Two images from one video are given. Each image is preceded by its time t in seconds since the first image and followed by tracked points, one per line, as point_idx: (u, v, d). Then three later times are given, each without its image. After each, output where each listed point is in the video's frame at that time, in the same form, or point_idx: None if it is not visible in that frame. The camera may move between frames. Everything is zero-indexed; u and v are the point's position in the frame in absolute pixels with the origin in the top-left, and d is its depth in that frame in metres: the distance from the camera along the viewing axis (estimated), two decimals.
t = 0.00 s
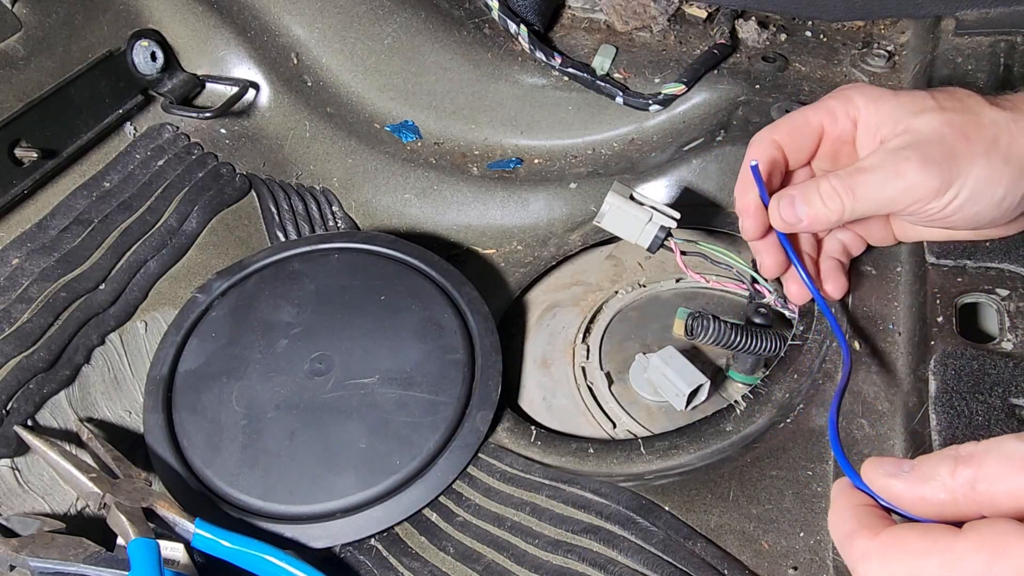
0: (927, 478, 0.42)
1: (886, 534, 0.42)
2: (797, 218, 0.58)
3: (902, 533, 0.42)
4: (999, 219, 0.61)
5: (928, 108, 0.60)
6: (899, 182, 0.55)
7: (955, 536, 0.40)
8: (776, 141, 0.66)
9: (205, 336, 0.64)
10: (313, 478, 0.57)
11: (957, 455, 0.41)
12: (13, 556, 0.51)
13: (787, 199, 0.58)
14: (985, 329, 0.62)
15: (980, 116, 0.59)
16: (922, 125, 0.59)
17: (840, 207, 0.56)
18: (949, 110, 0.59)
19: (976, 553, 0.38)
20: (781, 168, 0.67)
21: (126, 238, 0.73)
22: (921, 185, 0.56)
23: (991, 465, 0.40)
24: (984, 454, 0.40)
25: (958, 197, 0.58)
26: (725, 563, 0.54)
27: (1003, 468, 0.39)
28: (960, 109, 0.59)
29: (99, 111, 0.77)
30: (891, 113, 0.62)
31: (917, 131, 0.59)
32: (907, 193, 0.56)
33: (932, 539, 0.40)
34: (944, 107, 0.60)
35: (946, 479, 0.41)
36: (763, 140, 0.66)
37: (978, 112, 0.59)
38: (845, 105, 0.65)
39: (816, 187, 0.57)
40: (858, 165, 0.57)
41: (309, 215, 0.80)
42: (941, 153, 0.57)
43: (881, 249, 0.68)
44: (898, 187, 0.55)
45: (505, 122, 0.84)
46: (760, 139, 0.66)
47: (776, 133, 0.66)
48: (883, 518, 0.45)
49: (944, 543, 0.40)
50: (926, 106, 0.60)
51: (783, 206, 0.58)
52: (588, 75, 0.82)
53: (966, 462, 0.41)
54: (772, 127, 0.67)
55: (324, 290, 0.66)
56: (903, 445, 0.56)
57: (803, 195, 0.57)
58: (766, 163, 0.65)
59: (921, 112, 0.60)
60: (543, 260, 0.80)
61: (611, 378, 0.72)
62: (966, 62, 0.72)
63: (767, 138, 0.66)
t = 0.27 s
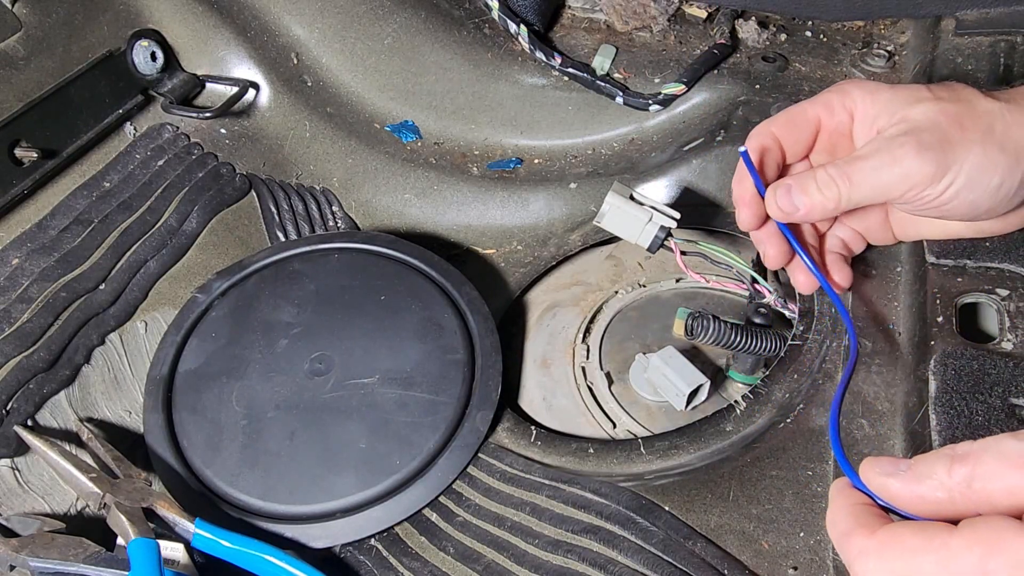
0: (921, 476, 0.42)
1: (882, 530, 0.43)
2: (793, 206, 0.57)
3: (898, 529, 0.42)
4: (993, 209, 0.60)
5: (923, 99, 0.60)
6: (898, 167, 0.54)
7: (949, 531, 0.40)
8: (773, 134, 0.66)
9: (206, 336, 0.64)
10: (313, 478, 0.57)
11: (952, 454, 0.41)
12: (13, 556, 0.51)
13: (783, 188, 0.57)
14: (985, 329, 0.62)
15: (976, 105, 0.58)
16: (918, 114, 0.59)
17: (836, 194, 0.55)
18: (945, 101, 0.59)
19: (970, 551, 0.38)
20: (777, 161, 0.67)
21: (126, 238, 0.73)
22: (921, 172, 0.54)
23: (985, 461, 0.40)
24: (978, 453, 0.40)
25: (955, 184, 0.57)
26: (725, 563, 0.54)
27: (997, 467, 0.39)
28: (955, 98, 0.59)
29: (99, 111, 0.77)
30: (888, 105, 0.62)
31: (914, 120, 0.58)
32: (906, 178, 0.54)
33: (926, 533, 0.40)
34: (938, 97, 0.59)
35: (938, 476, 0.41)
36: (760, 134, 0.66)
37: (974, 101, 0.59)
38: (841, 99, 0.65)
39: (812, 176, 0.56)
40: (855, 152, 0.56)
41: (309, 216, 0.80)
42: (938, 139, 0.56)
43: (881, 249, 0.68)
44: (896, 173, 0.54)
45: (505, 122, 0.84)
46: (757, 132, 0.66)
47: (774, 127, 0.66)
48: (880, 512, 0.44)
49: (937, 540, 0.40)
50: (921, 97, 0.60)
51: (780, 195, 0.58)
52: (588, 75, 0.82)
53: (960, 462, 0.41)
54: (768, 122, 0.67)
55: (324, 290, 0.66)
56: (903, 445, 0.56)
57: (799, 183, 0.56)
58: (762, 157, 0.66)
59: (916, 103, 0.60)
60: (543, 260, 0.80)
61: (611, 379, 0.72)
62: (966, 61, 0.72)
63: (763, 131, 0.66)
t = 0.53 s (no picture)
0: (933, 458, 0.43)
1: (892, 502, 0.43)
2: (785, 193, 0.58)
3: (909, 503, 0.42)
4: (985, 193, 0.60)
5: (912, 87, 0.60)
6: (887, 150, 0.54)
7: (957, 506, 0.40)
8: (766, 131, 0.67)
9: (205, 336, 0.64)
10: (313, 478, 0.57)
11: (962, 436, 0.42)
12: (13, 556, 0.51)
13: (775, 175, 0.58)
14: (985, 329, 0.62)
15: (964, 91, 0.59)
16: (906, 101, 0.59)
17: (827, 179, 0.56)
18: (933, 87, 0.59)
19: (979, 528, 0.38)
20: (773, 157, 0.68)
21: (126, 238, 0.73)
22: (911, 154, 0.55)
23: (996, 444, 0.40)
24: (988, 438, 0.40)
25: (944, 168, 0.57)
26: (725, 563, 0.54)
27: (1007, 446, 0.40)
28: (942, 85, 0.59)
29: (99, 111, 0.77)
30: (878, 94, 0.63)
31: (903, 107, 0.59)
32: (896, 161, 0.54)
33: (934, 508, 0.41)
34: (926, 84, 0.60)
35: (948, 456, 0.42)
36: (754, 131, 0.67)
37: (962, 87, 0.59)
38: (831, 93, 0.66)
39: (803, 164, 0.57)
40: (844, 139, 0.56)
41: (309, 215, 0.80)
42: (926, 122, 0.56)
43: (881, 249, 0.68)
44: (884, 155, 0.54)
45: (505, 122, 0.84)
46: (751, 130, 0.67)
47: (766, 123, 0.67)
48: (888, 488, 0.45)
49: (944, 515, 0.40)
50: (909, 85, 0.60)
51: (772, 183, 0.58)
52: (588, 75, 0.82)
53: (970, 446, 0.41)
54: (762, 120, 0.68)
55: (324, 290, 0.66)
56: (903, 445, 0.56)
57: (791, 170, 0.57)
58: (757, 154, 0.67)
59: (904, 90, 0.60)
60: (543, 260, 0.80)
61: (611, 378, 0.73)
62: (966, 61, 0.72)
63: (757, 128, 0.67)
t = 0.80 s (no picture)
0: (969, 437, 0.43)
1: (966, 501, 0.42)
2: (782, 170, 0.59)
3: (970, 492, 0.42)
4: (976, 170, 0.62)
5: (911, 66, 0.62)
6: (883, 128, 0.56)
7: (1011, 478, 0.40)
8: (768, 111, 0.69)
9: (205, 336, 0.64)
10: (313, 478, 0.57)
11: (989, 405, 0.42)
12: (13, 556, 0.51)
13: (772, 153, 0.59)
14: (985, 330, 0.61)
15: (964, 71, 0.60)
16: (905, 81, 0.61)
17: (822, 155, 0.57)
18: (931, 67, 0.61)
19: None
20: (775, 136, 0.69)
21: (126, 238, 0.73)
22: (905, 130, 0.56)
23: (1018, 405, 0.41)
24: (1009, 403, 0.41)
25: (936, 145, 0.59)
26: (725, 563, 0.54)
27: None
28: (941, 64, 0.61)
29: (99, 111, 0.77)
30: (877, 73, 0.64)
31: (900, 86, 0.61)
32: (890, 138, 0.56)
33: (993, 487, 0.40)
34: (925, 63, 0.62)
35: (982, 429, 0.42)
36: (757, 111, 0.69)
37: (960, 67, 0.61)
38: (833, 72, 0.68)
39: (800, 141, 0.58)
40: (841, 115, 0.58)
41: (309, 215, 0.80)
42: (922, 100, 0.58)
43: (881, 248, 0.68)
44: (879, 130, 0.56)
45: (505, 122, 0.84)
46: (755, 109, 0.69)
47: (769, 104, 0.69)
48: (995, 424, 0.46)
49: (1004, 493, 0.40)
50: (908, 65, 0.62)
51: (769, 161, 0.59)
52: (589, 75, 0.82)
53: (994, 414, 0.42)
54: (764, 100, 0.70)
55: (324, 290, 0.66)
56: (904, 445, 0.56)
57: (788, 147, 0.58)
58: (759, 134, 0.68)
59: (903, 70, 0.62)
60: (543, 260, 0.80)
61: (611, 378, 0.73)
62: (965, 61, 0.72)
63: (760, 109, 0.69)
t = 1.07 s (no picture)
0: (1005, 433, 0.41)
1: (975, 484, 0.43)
2: (797, 204, 0.60)
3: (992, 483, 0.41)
4: (988, 180, 0.63)
5: (916, 79, 0.62)
6: (894, 155, 0.57)
7: None
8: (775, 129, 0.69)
9: (205, 336, 0.64)
10: (313, 478, 0.57)
11: None
12: (13, 556, 0.51)
13: (786, 187, 0.60)
14: (985, 330, 0.62)
15: (968, 81, 0.61)
16: (912, 96, 0.61)
17: (836, 186, 0.58)
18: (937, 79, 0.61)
19: None
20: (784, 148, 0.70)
21: (126, 238, 0.73)
22: (916, 156, 0.58)
23: None
24: None
25: (948, 164, 0.60)
26: (725, 563, 0.54)
27: None
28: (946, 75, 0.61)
29: (99, 111, 0.77)
30: (881, 84, 0.64)
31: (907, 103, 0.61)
32: (903, 164, 0.58)
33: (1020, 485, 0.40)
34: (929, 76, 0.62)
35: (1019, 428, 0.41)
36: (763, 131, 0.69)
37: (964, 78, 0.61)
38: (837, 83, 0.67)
39: (812, 172, 0.60)
40: (852, 144, 0.59)
41: (309, 215, 0.80)
42: (930, 122, 0.59)
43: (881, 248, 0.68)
44: (890, 158, 0.57)
45: (505, 122, 0.84)
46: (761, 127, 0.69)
47: (775, 121, 0.68)
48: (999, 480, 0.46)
49: None
50: (914, 77, 0.62)
51: (783, 195, 0.60)
52: (588, 75, 0.82)
53: None
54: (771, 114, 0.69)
55: (324, 290, 0.66)
56: (904, 445, 0.56)
57: (800, 181, 0.59)
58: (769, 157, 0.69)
59: (909, 83, 0.62)
60: (543, 260, 0.80)
61: (611, 379, 0.73)
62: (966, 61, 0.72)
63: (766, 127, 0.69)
